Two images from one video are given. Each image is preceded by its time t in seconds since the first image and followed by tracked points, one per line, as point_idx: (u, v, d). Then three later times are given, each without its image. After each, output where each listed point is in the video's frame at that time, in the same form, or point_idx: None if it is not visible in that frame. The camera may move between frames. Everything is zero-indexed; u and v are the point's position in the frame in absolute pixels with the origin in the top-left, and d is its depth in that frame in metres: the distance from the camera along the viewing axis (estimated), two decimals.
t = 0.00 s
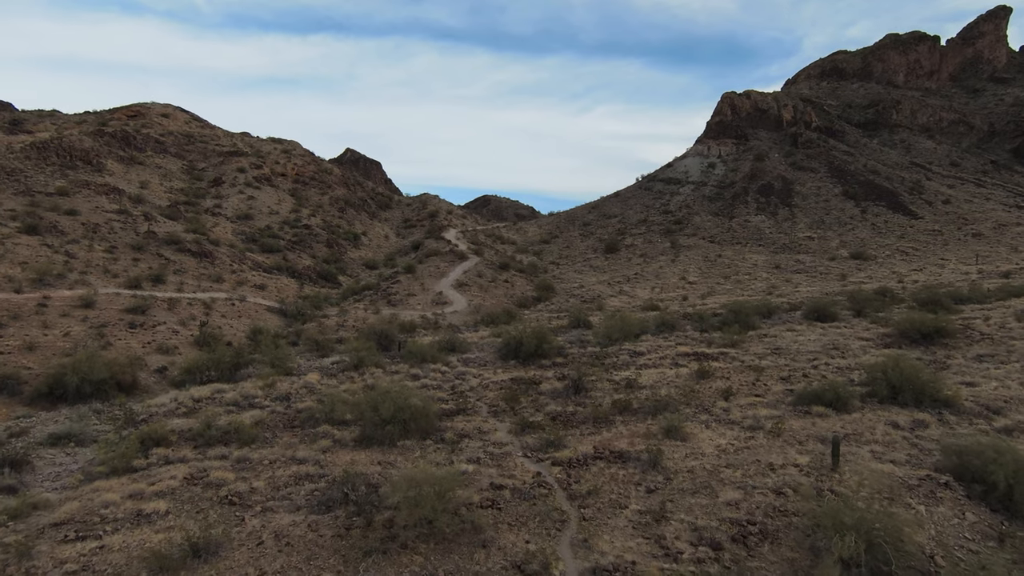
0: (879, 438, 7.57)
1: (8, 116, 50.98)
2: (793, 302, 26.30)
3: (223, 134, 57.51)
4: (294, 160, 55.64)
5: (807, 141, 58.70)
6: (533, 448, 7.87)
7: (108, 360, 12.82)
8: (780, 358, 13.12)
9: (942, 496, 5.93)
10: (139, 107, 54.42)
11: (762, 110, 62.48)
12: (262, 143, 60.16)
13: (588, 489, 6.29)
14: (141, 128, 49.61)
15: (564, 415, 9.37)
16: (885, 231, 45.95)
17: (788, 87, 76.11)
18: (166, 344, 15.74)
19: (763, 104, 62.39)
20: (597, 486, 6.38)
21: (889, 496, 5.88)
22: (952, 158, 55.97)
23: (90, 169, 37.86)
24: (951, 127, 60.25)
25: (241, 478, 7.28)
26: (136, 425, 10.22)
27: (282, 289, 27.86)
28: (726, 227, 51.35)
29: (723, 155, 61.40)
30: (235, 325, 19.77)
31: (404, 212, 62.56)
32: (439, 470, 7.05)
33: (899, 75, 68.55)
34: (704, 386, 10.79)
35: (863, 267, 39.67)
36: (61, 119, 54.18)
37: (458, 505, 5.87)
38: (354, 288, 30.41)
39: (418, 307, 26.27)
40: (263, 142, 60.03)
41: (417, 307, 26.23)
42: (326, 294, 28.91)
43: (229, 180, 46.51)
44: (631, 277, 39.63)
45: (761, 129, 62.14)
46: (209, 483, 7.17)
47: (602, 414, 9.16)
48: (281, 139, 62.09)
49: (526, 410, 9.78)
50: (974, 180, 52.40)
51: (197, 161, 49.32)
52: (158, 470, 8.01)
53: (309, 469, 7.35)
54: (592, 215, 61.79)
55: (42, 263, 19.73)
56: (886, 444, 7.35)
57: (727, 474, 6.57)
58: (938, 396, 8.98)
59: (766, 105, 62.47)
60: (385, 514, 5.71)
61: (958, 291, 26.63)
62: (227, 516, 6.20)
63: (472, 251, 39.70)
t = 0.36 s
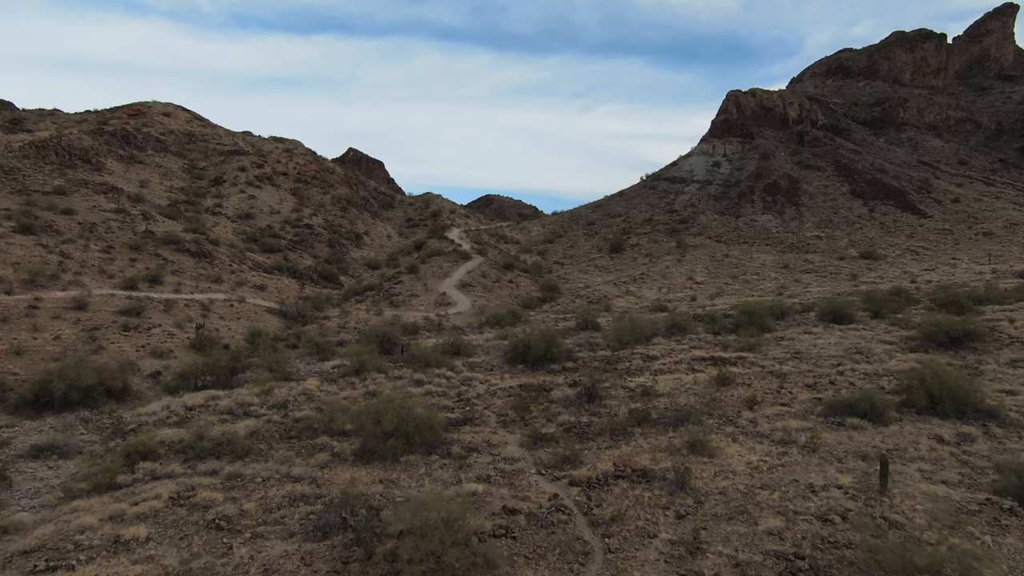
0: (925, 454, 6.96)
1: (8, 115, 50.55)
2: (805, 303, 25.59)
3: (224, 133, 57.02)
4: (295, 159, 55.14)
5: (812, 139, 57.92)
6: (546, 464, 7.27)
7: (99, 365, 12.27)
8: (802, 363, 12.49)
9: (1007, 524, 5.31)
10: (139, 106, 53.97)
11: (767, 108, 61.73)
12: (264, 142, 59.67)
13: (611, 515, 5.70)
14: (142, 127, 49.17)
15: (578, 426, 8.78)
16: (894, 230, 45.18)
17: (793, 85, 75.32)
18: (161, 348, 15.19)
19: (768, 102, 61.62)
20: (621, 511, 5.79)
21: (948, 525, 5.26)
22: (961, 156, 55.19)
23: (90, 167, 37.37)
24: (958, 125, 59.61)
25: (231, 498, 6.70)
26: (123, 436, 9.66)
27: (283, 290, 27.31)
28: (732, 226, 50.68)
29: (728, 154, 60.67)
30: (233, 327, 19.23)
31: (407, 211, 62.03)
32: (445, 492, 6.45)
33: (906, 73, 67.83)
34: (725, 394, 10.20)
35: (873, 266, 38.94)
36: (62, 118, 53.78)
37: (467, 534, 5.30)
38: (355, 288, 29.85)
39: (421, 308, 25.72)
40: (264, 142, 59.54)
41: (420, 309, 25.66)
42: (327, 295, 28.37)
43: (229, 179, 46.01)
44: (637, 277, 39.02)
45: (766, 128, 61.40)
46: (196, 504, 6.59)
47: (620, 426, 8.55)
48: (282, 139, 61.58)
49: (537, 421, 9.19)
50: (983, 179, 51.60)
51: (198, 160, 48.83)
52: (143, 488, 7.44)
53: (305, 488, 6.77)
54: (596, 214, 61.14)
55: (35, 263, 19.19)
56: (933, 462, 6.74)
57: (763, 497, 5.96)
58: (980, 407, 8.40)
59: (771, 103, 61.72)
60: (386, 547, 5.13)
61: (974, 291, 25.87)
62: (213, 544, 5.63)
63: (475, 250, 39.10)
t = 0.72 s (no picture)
0: (976, 471, 6.32)
1: None
2: (813, 302, 24.93)
3: (219, 133, 56.27)
4: (291, 160, 54.41)
5: (812, 136, 57.28)
6: (561, 484, 6.61)
7: (79, 374, 11.57)
8: (822, 367, 11.83)
9: None
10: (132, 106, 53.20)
11: (766, 105, 61.07)
12: (259, 142, 58.90)
13: (638, 549, 5.07)
14: (135, 128, 48.40)
15: (591, 439, 8.13)
16: (897, 228, 44.55)
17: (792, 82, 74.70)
18: (148, 355, 14.50)
19: (767, 99, 60.92)
20: (649, 543, 5.16)
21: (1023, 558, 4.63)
22: (962, 152, 54.63)
23: (81, 169, 36.62)
24: (957, 121, 58.88)
25: (212, 527, 6.05)
26: (102, 452, 8.99)
27: (278, 293, 26.61)
28: (734, 224, 50.08)
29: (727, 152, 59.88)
30: (225, 332, 18.55)
31: (404, 212, 61.34)
32: (451, 519, 5.82)
33: (905, 69, 67.19)
34: (745, 401, 9.55)
35: (878, 264, 38.33)
36: (53, 120, 52.99)
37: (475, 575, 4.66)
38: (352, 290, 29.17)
39: (420, 310, 25.08)
40: (259, 142, 58.79)
41: (419, 311, 24.99)
42: (324, 297, 27.70)
43: (224, 180, 45.27)
44: (640, 277, 38.41)
45: (766, 125, 60.75)
46: (174, 534, 5.93)
47: (637, 439, 7.89)
48: (278, 139, 60.82)
49: (546, 433, 8.54)
50: (985, 175, 51.06)
51: (193, 161, 48.11)
52: (117, 514, 6.78)
53: (293, 516, 6.11)
54: (596, 213, 60.49)
55: (18, 267, 18.49)
56: (987, 480, 6.11)
57: (806, 524, 5.34)
58: None
59: (770, 100, 61.04)
60: None
61: (985, 288, 25.22)
62: None
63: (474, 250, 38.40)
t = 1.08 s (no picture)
0: None
1: None
2: (823, 303, 24.20)
3: (217, 133, 55.60)
4: (289, 159, 53.73)
5: (815, 135, 56.52)
6: (578, 512, 5.92)
7: (58, 382, 10.88)
8: (848, 374, 11.12)
9: None
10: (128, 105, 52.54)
11: (769, 104, 60.25)
12: (257, 141, 58.23)
13: None
14: (131, 127, 47.73)
15: (608, 457, 7.44)
16: (903, 227, 43.81)
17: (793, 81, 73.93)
18: (134, 361, 13.81)
19: (770, 98, 60.10)
20: None
21: None
22: (967, 151, 53.92)
23: (75, 169, 35.94)
24: (961, 120, 58.16)
25: (187, 564, 5.38)
26: (77, 469, 8.30)
27: (275, 294, 25.92)
28: (738, 224, 49.39)
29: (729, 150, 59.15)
30: (218, 335, 17.85)
31: (404, 211, 60.66)
32: (455, 557, 5.15)
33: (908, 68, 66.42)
34: (771, 413, 8.85)
35: (886, 263, 37.69)
36: (49, 119, 52.34)
37: None
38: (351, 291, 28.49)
39: (422, 312, 24.42)
40: (258, 142, 58.09)
41: (419, 313, 24.31)
42: (322, 299, 27.02)
43: (222, 179, 44.59)
44: (643, 277, 37.73)
45: (769, 123, 60.00)
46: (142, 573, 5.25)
47: (659, 457, 7.20)
48: (276, 138, 60.12)
49: (558, 449, 7.86)
50: (991, 173, 50.36)
51: (190, 161, 47.43)
52: (84, 545, 6.09)
53: (278, 551, 5.42)
54: (598, 212, 59.81)
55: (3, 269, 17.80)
56: None
57: (863, 564, 4.66)
58: None
59: (773, 99, 60.17)
60: None
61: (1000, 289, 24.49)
62: None
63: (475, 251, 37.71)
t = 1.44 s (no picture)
0: None
1: None
2: (837, 306, 23.38)
3: (219, 130, 55.01)
4: (291, 157, 53.10)
5: (823, 134, 55.59)
6: (599, 550, 5.20)
7: (36, 388, 10.18)
8: (881, 384, 10.35)
9: None
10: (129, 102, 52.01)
11: (775, 102, 59.26)
12: (259, 139, 57.61)
13: None
14: (132, 124, 47.16)
15: (628, 478, 6.71)
16: (914, 227, 42.89)
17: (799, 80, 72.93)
18: (122, 364, 13.13)
19: (777, 96, 59.09)
20: None
21: None
22: (978, 150, 52.94)
23: (73, 165, 35.35)
24: (970, 119, 57.24)
25: None
26: (48, 487, 7.60)
27: (273, 294, 25.25)
28: (745, 224, 48.56)
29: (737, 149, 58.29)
30: (213, 337, 17.16)
31: (407, 210, 60.00)
32: None
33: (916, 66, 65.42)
34: (803, 428, 8.08)
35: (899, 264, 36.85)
36: (49, 116, 51.80)
37: None
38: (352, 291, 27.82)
39: (425, 313, 23.73)
40: (259, 139, 57.48)
41: (421, 314, 23.62)
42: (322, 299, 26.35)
43: (222, 177, 43.97)
44: (650, 278, 36.94)
45: (776, 122, 59.08)
46: None
47: (687, 478, 6.49)
48: (278, 136, 59.50)
49: (573, 469, 7.15)
50: (1002, 173, 49.39)
51: (190, 158, 46.84)
52: None
53: None
54: (602, 212, 59.05)
55: None
56: None
57: None
58: None
59: (780, 97, 59.18)
60: None
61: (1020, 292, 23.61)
62: None
63: (478, 250, 37.00)
